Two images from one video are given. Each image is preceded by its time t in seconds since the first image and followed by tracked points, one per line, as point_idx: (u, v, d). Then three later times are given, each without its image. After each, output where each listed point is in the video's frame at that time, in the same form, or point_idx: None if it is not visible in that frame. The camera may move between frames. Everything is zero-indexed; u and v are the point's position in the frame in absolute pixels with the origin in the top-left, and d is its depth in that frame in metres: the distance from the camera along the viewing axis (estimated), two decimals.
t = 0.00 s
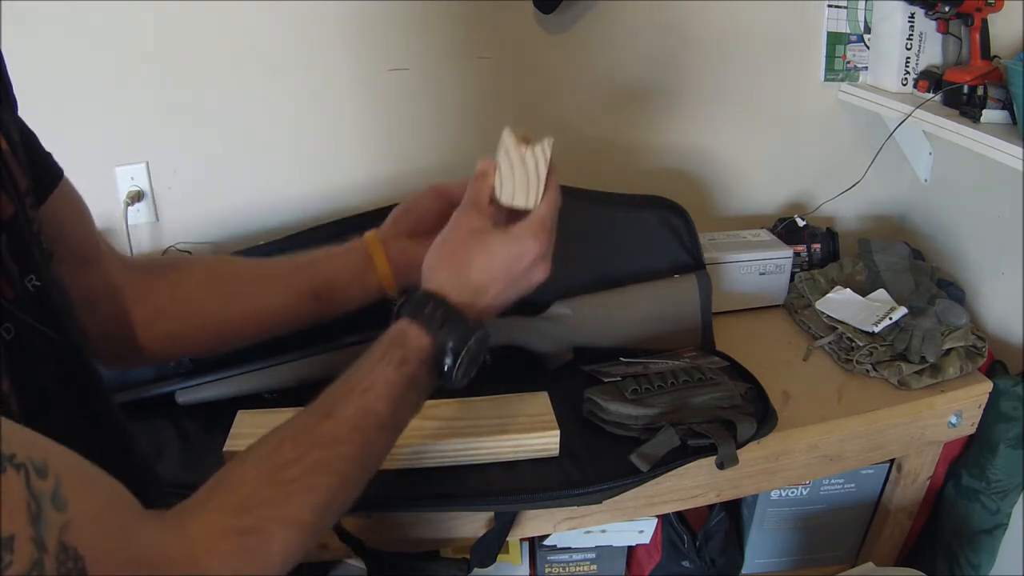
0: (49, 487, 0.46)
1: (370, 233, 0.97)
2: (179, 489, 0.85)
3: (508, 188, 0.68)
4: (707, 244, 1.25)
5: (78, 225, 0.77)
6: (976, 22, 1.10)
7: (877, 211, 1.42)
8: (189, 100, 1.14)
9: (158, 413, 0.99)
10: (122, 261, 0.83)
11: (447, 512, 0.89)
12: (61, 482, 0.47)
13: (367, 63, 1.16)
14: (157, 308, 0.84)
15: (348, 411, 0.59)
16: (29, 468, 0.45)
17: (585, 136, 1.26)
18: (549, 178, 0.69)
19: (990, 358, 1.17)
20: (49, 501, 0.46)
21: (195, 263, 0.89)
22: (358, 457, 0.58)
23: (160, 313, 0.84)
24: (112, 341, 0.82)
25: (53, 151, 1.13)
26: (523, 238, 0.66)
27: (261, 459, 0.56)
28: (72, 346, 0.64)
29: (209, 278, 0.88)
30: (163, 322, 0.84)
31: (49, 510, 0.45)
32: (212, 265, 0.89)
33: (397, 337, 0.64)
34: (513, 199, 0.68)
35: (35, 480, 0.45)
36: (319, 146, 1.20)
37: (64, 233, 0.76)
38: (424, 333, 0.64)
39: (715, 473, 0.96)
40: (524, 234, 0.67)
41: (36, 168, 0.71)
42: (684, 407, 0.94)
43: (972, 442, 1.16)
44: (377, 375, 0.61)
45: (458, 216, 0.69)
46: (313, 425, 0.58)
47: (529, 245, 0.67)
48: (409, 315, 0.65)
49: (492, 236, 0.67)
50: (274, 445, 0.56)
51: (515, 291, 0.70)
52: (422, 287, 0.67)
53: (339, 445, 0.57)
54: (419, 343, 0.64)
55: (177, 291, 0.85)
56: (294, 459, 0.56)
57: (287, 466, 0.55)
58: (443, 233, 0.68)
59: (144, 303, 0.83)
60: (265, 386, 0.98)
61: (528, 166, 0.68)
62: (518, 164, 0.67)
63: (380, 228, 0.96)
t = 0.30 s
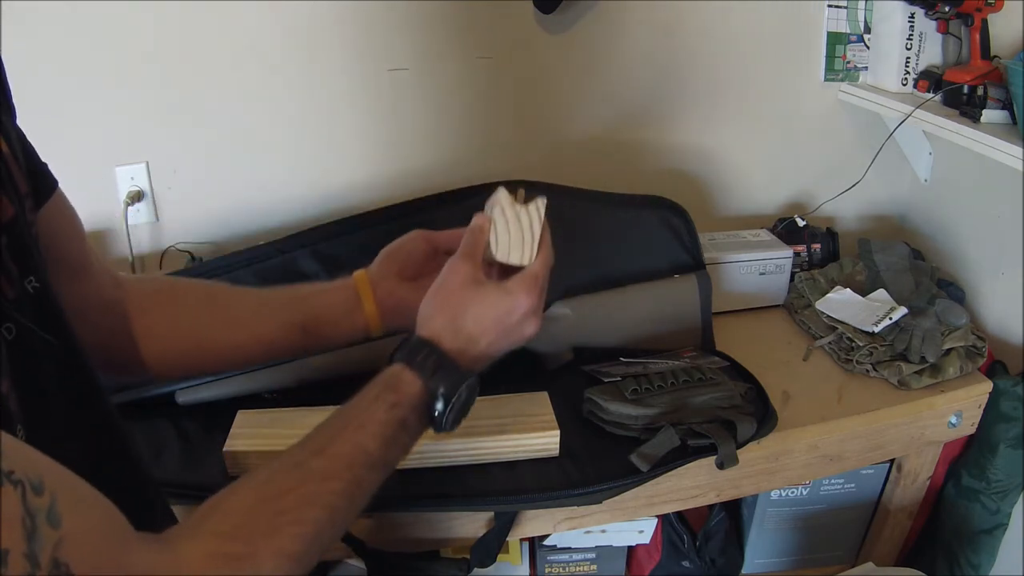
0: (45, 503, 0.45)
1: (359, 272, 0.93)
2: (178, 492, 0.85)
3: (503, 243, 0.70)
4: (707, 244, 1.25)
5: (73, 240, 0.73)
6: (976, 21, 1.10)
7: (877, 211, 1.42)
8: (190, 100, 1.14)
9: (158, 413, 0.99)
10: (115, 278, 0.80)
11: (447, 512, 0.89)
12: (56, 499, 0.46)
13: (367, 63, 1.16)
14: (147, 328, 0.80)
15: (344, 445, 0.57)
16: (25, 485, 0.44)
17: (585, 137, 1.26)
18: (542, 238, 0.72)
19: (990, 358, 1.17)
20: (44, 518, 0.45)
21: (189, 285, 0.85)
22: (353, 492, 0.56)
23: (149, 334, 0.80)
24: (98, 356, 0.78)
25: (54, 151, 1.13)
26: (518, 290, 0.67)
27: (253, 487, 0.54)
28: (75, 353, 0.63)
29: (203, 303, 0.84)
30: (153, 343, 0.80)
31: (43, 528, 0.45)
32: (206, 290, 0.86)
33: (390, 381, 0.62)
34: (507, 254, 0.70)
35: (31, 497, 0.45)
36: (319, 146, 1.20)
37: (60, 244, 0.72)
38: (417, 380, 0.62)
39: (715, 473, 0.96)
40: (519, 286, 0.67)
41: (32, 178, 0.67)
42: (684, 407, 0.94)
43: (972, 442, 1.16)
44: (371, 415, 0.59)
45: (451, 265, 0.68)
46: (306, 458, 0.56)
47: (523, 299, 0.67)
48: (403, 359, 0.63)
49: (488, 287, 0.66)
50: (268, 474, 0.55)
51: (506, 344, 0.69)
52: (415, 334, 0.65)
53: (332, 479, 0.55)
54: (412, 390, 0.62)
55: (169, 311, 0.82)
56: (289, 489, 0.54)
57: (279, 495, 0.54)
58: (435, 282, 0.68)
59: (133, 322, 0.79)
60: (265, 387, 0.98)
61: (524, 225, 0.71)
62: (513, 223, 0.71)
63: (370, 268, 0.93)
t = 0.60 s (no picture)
0: (26, 517, 0.45)
1: (359, 300, 0.95)
2: (180, 492, 0.85)
3: (502, 279, 0.71)
4: (707, 244, 1.25)
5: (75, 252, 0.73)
6: (976, 22, 1.10)
7: (877, 211, 1.42)
8: (190, 100, 1.14)
9: (157, 413, 0.98)
10: (115, 292, 0.80)
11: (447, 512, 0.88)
12: (37, 512, 0.46)
13: (367, 62, 1.16)
14: (141, 352, 0.81)
15: (333, 473, 0.57)
16: (9, 499, 0.44)
17: (585, 136, 1.26)
18: (540, 273, 0.73)
19: (990, 359, 1.17)
20: (25, 533, 0.45)
21: (186, 305, 0.85)
22: (340, 523, 0.56)
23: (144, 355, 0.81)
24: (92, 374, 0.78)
25: (53, 151, 1.13)
26: (515, 325, 0.68)
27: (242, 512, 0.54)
28: (78, 358, 0.63)
29: (199, 327, 0.84)
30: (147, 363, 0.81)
31: (23, 542, 0.45)
32: (203, 311, 0.86)
33: (385, 412, 0.63)
34: (506, 289, 0.71)
35: (14, 511, 0.44)
36: (319, 146, 1.20)
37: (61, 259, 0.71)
38: (411, 412, 0.63)
39: (715, 473, 0.96)
40: (516, 321, 0.68)
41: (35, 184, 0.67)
42: (684, 407, 0.94)
43: (973, 442, 1.16)
44: (361, 446, 0.59)
45: (449, 299, 0.70)
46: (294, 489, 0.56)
47: (520, 334, 0.68)
48: (399, 391, 0.64)
49: (487, 322, 0.68)
50: (256, 501, 0.56)
51: (502, 379, 0.70)
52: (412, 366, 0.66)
53: (317, 510, 0.55)
54: (407, 422, 0.63)
55: (165, 333, 0.82)
56: (272, 518, 0.54)
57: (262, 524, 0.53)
58: (432, 315, 0.69)
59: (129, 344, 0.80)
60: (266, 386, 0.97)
61: (520, 260, 0.71)
62: (510, 259, 0.71)
63: (371, 296, 0.95)
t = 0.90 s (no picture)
0: (11, 525, 0.44)
1: (357, 304, 0.94)
2: (181, 492, 0.85)
3: (504, 280, 0.72)
4: (707, 244, 1.25)
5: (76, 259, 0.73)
6: (976, 21, 1.10)
7: (877, 211, 1.42)
8: (190, 100, 1.14)
9: (156, 412, 0.97)
10: (112, 297, 0.80)
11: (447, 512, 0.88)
12: (23, 518, 0.44)
13: (367, 62, 1.16)
14: (134, 357, 0.81)
15: (336, 479, 0.57)
16: None
17: (585, 135, 1.26)
18: (541, 275, 0.74)
19: (990, 359, 1.17)
20: (11, 540, 0.43)
21: (183, 310, 0.85)
22: (343, 534, 0.55)
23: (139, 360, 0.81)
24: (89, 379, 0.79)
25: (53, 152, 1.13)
26: (520, 328, 0.68)
27: (238, 522, 0.53)
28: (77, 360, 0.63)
29: (194, 334, 0.84)
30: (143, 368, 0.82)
31: (9, 549, 0.43)
32: (199, 316, 0.86)
33: (390, 420, 0.63)
34: (508, 291, 0.72)
35: None
36: (319, 147, 1.20)
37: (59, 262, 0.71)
38: (417, 419, 0.64)
39: (715, 473, 0.96)
40: (520, 324, 0.69)
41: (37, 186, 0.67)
42: (684, 407, 0.94)
43: (973, 442, 1.16)
44: (364, 454, 0.60)
45: (451, 303, 0.70)
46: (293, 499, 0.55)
47: (524, 336, 0.68)
48: (404, 398, 0.65)
49: (490, 325, 0.68)
50: (253, 510, 0.54)
51: (509, 381, 0.70)
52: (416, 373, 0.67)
53: (319, 518, 0.54)
54: (412, 429, 0.63)
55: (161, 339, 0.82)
56: (270, 526, 0.53)
57: (260, 531, 0.52)
58: (434, 321, 0.69)
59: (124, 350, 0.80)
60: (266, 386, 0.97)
61: (521, 261, 0.73)
62: (512, 261, 0.72)
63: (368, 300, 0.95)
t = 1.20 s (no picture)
0: (7, 532, 0.43)
1: (358, 305, 0.95)
2: (182, 492, 0.85)
3: (509, 277, 0.73)
4: (707, 244, 1.25)
5: (71, 261, 0.72)
6: (976, 22, 1.10)
7: (877, 211, 1.42)
8: (191, 100, 1.14)
9: (156, 412, 0.97)
10: (112, 300, 0.79)
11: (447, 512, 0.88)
12: (19, 527, 0.44)
13: (367, 62, 1.16)
14: (133, 359, 0.80)
15: (338, 482, 0.57)
16: None
17: (585, 135, 1.26)
18: (546, 273, 0.75)
19: (990, 359, 1.17)
20: (8, 548, 0.43)
21: (183, 313, 0.85)
22: (347, 538, 0.55)
23: (141, 363, 0.81)
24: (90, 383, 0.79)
25: (53, 152, 1.13)
26: (526, 324, 0.70)
27: (238, 528, 0.53)
28: (69, 357, 0.62)
29: (195, 337, 0.84)
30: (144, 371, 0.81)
31: (5, 557, 0.43)
32: (199, 319, 0.86)
33: (395, 421, 0.63)
34: (513, 287, 0.73)
35: None
36: (319, 146, 1.20)
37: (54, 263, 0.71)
38: (422, 420, 0.64)
39: (715, 473, 0.96)
40: (526, 320, 0.71)
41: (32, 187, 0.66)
42: (684, 407, 0.94)
43: (973, 442, 1.16)
44: (368, 455, 0.59)
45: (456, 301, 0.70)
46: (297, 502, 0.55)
47: (530, 332, 0.70)
48: (408, 398, 0.65)
49: (497, 322, 0.69)
50: (256, 514, 0.54)
51: (515, 380, 0.71)
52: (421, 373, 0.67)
53: (324, 521, 0.54)
54: (417, 430, 0.63)
55: (162, 341, 0.82)
56: (272, 531, 0.53)
57: (260, 537, 0.52)
58: (439, 318, 0.70)
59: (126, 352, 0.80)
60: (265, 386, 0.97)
61: (526, 257, 0.74)
62: (516, 257, 0.74)
63: (371, 302, 0.95)
